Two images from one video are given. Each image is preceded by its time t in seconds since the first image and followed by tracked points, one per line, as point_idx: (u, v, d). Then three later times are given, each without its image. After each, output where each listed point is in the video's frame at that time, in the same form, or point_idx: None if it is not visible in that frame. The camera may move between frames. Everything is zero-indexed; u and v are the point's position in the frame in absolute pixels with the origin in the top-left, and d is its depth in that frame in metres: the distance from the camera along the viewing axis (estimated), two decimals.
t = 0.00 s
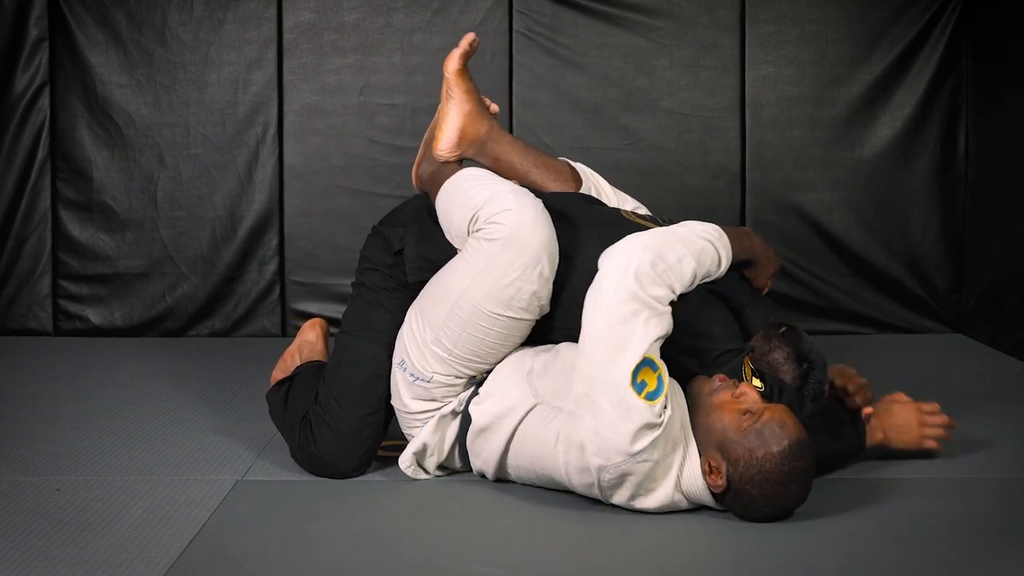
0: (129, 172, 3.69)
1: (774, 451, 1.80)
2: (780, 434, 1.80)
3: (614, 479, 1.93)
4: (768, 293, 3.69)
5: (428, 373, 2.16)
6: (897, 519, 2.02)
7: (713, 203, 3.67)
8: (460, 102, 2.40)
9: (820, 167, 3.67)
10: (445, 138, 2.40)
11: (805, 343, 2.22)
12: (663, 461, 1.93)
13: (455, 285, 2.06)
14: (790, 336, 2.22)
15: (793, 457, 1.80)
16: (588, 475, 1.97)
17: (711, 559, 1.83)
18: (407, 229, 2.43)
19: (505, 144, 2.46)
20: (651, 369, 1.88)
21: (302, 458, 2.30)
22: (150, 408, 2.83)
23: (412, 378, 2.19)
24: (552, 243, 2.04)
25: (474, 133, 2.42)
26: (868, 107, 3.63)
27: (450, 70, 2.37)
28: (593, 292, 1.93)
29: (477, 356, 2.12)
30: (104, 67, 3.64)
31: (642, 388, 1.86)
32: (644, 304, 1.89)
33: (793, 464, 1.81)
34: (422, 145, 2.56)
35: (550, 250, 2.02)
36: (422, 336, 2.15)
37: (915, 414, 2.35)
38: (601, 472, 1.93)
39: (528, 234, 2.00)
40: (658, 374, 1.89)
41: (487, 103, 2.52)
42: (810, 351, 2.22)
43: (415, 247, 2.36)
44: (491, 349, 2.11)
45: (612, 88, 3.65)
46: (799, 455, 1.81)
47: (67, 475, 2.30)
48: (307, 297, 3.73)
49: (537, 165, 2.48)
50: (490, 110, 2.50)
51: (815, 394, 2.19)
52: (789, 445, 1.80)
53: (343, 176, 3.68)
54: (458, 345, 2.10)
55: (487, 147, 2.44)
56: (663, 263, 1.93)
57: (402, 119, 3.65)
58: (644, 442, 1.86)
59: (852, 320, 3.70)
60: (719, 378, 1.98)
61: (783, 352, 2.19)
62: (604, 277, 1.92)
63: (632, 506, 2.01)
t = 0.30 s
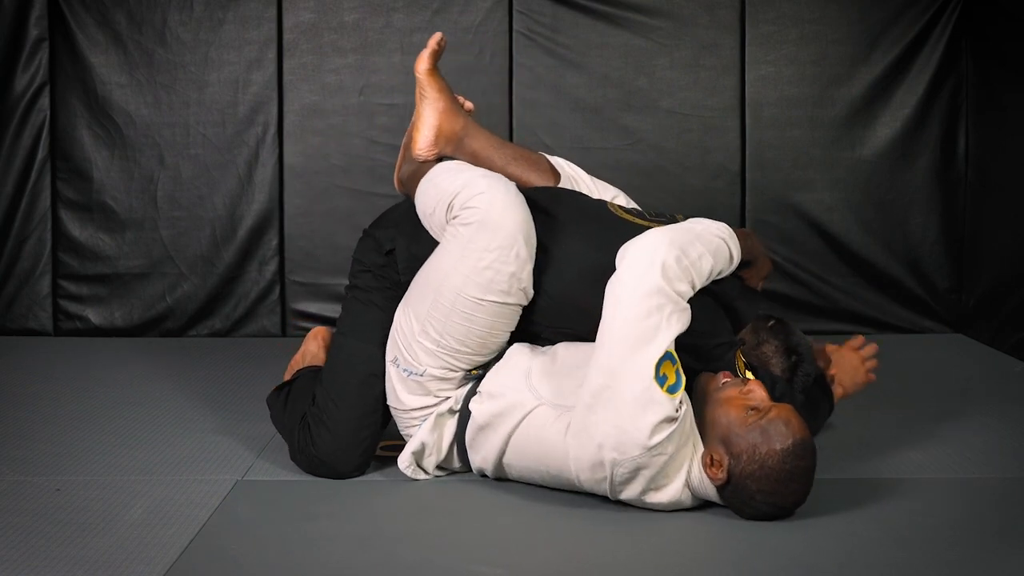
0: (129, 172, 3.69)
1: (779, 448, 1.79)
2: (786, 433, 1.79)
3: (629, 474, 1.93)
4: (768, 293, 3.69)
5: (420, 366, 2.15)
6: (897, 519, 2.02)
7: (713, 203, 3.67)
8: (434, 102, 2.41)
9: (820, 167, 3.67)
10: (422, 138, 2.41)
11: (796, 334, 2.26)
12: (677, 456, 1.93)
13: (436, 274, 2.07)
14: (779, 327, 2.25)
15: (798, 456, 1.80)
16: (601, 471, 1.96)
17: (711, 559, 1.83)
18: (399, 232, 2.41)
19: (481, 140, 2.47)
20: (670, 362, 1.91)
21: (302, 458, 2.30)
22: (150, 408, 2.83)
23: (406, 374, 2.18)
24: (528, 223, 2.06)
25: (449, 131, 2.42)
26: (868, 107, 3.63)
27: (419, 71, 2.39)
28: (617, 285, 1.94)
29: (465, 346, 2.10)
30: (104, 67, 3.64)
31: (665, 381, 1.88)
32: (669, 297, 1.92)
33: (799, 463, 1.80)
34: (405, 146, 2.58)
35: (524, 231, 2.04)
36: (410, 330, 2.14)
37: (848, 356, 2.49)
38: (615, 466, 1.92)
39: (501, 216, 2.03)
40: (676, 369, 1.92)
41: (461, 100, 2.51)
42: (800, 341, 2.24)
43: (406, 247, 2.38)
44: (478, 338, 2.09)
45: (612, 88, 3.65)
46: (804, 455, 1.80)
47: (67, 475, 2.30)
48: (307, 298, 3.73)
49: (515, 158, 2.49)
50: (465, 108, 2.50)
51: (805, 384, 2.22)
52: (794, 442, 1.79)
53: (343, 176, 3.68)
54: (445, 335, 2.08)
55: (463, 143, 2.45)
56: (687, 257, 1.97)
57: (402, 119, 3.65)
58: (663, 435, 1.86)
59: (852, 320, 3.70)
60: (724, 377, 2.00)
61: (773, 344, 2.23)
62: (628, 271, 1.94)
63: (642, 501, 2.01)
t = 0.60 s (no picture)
0: (129, 172, 3.69)
1: (786, 438, 1.80)
2: (792, 424, 1.80)
3: (634, 452, 1.91)
4: (768, 293, 3.69)
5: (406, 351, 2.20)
6: (898, 519, 2.02)
7: (713, 204, 3.67)
8: (397, 105, 2.35)
9: (820, 167, 3.67)
10: (390, 140, 2.35)
11: (777, 314, 2.22)
12: (681, 434, 1.92)
13: (407, 260, 2.15)
14: (758, 308, 2.22)
15: (803, 448, 1.81)
16: (605, 453, 1.94)
17: (711, 558, 1.82)
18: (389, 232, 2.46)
19: (447, 138, 2.42)
20: (665, 335, 1.90)
21: (301, 459, 2.29)
22: (150, 408, 2.83)
23: (396, 362, 2.22)
24: (487, 196, 2.13)
25: (417, 132, 2.37)
26: (868, 107, 3.63)
27: (379, 76, 2.35)
28: (600, 269, 1.94)
29: (446, 328, 2.14)
30: (104, 67, 3.64)
31: (660, 353, 1.88)
32: (649, 272, 1.92)
33: (803, 454, 1.82)
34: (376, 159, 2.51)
35: (481, 202, 2.11)
36: (393, 318, 2.20)
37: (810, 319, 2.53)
38: (620, 444, 1.91)
39: (458, 189, 2.11)
40: (672, 341, 1.91)
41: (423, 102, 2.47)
42: (782, 321, 2.21)
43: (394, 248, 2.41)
44: (456, 316, 2.13)
45: (612, 88, 3.65)
46: (808, 446, 1.82)
47: (67, 475, 2.30)
48: (307, 298, 3.73)
49: (480, 152, 2.47)
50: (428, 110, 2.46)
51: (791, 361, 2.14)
52: (801, 433, 1.80)
53: (343, 176, 3.68)
54: (423, 315, 2.13)
55: (431, 143, 2.40)
56: (659, 231, 1.99)
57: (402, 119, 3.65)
58: (666, 407, 1.86)
59: (852, 320, 3.70)
60: (731, 368, 2.00)
61: (754, 324, 2.18)
62: (607, 253, 1.94)
63: (650, 483, 1.98)
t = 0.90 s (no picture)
0: (129, 172, 3.68)
1: (760, 380, 1.81)
2: (765, 370, 1.82)
3: (607, 422, 1.88)
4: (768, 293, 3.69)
5: (400, 353, 2.23)
6: (897, 519, 2.02)
7: (713, 204, 3.67)
8: (359, 118, 2.50)
9: (820, 167, 3.67)
10: (358, 151, 2.48)
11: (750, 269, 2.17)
12: (652, 401, 1.90)
13: (391, 262, 2.18)
14: (730, 265, 2.15)
15: (778, 393, 1.81)
16: (577, 427, 1.92)
17: (710, 557, 1.82)
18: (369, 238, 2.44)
19: (413, 143, 2.53)
20: (620, 302, 1.90)
21: (299, 460, 2.29)
22: (150, 409, 2.83)
23: (391, 365, 2.24)
24: (463, 190, 2.18)
25: (382, 140, 2.50)
26: (867, 107, 3.63)
27: (340, 92, 2.50)
28: (547, 248, 1.93)
29: (438, 325, 2.18)
30: (104, 66, 3.64)
31: (615, 320, 1.88)
32: (592, 241, 1.91)
33: (779, 400, 1.81)
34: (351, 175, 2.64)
35: (458, 196, 2.15)
36: (385, 324, 2.23)
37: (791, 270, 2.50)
38: (590, 415, 1.88)
39: (435, 186, 2.14)
40: (628, 307, 1.91)
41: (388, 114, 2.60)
42: (756, 277, 2.16)
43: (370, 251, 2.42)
44: (449, 312, 2.17)
45: (612, 88, 3.65)
46: (783, 394, 1.81)
47: (67, 475, 2.30)
48: (307, 298, 3.73)
49: (447, 154, 2.54)
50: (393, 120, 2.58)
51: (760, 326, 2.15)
52: (773, 378, 1.81)
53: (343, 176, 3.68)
54: (415, 315, 2.17)
55: (397, 150, 2.51)
56: (598, 201, 1.96)
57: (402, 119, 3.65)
58: (629, 370, 1.86)
59: (852, 320, 3.71)
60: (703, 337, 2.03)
61: (727, 287, 2.12)
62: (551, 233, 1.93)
63: (631, 455, 1.93)
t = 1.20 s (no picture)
0: (129, 172, 3.68)
1: (761, 373, 1.84)
2: (765, 363, 1.86)
3: (611, 431, 1.88)
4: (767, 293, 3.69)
5: (393, 357, 2.23)
6: (897, 518, 2.02)
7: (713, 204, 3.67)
8: (360, 122, 2.54)
9: (820, 167, 3.67)
10: (357, 154, 2.51)
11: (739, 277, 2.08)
12: (656, 406, 1.91)
13: (385, 266, 2.18)
14: (715, 276, 2.08)
15: (778, 386, 1.84)
16: (580, 437, 1.92)
17: (709, 557, 1.82)
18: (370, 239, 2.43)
19: (413, 147, 2.56)
20: (625, 310, 1.88)
21: (298, 459, 2.29)
22: (150, 409, 2.83)
23: (384, 369, 2.25)
24: (455, 193, 2.19)
25: (381, 143, 2.53)
26: (867, 106, 3.63)
27: (341, 96, 2.56)
28: (552, 256, 1.88)
29: (431, 329, 2.18)
30: (104, 67, 3.64)
31: (621, 328, 1.86)
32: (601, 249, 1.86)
33: (781, 391, 1.84)
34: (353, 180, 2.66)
35: (449, 200, 2.15)
36: (378, 328, 2.24)
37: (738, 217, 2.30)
38: (594, 425, 1.88)
39: (426, 191, 2.15)
40: (632, 315, 1.88)
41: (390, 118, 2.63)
42: (745, 288, 2.08)
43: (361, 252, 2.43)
44: (441, 316, 2.17)
45: (612, 88, 3.65)
46: (783, 386, 1.85)
47: (68, 475, 2.30)
48: (307, 297, 3.73)
49: (446, 157, 2.56)
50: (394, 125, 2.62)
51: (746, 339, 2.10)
52: (773, 370, 1.85)
53: (343, 176, 3.68)
54: (407, 320, 2.17)
55: (396, 152, 2.54)
56: (607, 210, 1.91)
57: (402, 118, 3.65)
58: (635, 378, 1.84)
59: (852, 320, 3.71)
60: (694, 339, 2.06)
61: (710, 304, 2.08)
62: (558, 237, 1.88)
63: (637, 460, 1.95)
